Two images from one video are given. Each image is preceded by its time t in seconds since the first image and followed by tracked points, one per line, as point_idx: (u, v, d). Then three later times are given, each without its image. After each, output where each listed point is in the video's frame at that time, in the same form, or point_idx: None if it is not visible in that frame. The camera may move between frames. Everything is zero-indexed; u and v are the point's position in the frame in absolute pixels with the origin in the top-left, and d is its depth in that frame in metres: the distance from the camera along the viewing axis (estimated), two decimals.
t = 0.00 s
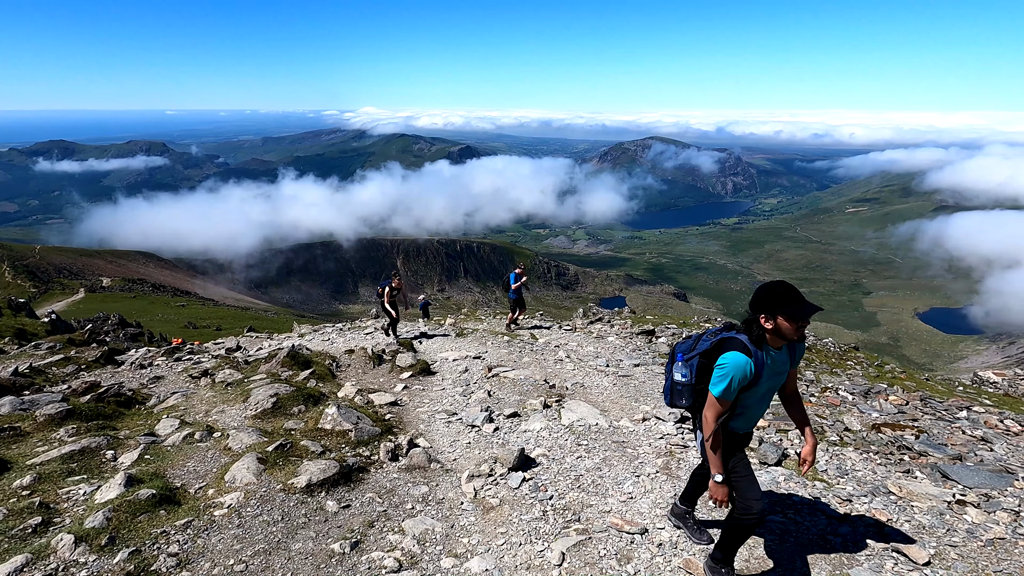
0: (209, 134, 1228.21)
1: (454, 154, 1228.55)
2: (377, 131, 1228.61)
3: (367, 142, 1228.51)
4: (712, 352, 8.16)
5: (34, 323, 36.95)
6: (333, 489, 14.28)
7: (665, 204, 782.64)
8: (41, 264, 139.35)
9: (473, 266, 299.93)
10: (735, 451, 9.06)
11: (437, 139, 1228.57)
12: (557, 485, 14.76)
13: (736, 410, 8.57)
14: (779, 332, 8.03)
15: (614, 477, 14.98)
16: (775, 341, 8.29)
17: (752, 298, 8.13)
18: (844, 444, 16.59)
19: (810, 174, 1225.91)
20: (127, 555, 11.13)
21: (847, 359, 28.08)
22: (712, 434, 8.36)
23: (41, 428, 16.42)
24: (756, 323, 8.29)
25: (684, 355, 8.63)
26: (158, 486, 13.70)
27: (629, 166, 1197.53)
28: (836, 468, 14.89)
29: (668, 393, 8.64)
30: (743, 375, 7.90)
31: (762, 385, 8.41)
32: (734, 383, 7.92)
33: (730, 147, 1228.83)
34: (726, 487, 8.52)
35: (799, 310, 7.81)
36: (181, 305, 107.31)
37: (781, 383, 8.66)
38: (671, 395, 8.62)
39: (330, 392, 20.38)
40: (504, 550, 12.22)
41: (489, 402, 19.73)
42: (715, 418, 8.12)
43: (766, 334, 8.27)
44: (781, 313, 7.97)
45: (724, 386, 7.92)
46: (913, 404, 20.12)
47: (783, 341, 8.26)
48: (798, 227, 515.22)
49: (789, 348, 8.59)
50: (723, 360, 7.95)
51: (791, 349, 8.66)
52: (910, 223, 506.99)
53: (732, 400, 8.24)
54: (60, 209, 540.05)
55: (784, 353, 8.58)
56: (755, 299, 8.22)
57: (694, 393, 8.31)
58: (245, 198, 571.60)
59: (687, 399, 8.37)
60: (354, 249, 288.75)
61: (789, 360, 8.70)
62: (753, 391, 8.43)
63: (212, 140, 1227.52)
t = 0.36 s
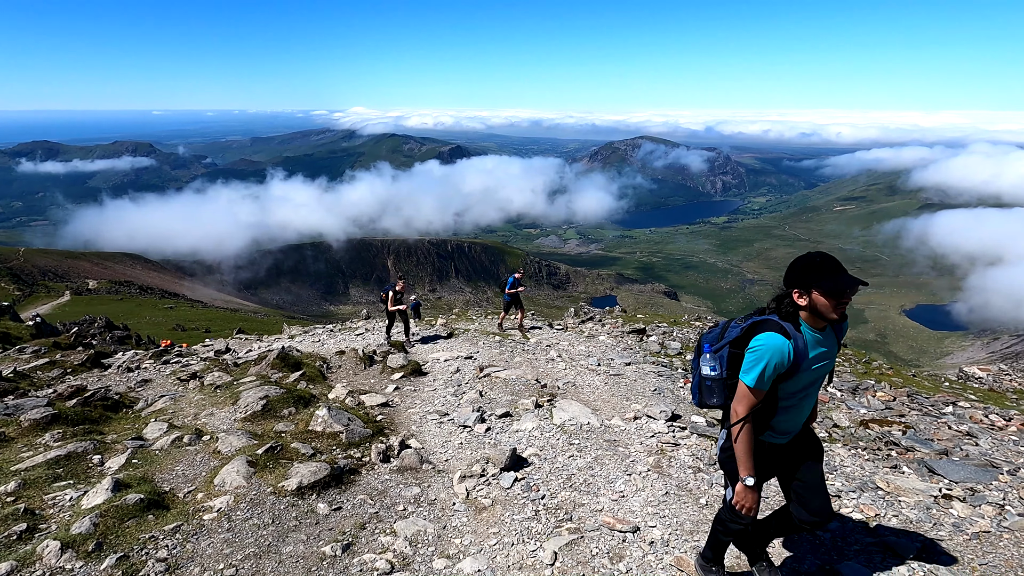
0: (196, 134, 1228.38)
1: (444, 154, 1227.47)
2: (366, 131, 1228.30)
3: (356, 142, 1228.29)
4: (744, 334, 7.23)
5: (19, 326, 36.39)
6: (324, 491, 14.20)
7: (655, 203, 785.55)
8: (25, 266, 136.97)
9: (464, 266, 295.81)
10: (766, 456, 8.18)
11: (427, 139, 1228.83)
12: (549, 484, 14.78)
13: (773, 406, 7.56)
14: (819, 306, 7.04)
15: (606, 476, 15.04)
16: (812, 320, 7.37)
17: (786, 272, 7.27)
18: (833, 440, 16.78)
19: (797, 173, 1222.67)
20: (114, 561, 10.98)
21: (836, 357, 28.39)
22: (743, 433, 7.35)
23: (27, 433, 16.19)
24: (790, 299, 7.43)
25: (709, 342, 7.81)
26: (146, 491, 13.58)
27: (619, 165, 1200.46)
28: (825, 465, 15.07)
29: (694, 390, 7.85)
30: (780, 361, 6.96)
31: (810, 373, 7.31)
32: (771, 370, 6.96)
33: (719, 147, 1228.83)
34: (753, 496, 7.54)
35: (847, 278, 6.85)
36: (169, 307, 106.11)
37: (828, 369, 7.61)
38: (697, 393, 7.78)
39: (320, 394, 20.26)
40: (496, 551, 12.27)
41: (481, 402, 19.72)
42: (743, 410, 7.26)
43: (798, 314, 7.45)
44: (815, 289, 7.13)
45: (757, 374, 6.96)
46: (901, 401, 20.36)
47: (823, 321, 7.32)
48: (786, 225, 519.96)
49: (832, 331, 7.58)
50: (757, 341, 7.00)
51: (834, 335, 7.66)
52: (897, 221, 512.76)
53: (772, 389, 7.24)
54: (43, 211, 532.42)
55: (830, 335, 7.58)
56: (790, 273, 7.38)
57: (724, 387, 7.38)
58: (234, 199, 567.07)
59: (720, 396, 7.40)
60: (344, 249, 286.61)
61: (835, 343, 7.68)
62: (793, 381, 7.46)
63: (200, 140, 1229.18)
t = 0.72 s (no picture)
0: (182, 134, 1228.66)
1: (434, 153, 1227.46)
2: (355, 131, 1228.56)
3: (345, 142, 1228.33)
4: (800, 348, 6.43)
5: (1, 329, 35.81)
6: (313, 493, 14.11)
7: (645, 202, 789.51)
8: (8, 269, 134.68)
9: (454, 266, 292.51)
10: (817, 487, 7.13)
11: (416, 138, 1228.34)
12: (540, 482, 14.79)
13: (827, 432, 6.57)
14: (891, 324, 6.07)
15: (596, 474, 15.13)
16: (879, 341, 6.37)
17: (859, 282, 6.23)
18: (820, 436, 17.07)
19: (785, 172, 1225.70)
20: (99, 566, 10.87)
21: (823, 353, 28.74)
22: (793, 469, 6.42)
23: (9, 438, 15.94)
24: (861, 313, 6.41)
25: (759, 359, 7.04)
26: (132, 495, 13.39)
27: (608, 164, 1201.74)
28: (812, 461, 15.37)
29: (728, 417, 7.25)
30: (846, 380, 6.10)
31: (864, 404, 6.35)
32: (834, 389, 6.11)
33: (707, 146, 1228.49)
34: (800, 530, 6.57)
35: (930, 298, 5.87)
36: (157, 309, 104.76)
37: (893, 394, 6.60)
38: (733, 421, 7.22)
39: (309, 396, 20.14)
40: (486, 550, 12.24)
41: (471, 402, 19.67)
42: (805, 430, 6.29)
43: (864, 330, 6.45)
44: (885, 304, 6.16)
45: (811, 395, 6.08)
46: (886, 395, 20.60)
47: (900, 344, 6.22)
48: (774, 224, 524.18)
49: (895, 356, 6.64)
50: (817, 355, 6.15)
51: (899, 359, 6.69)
52: (882, 219, 519.36)
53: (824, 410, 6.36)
54: (26, 212, 524.44)
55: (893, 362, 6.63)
56: (858, 288, 6.45)
57: (769, 410, 6.63)
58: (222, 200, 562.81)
59: (764, 423, 6.62)
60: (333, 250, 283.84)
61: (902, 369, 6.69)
62: (853, 406, 6.44)
63: (186, 140, 1229.29)
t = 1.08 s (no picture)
0: (164, 134, 1228.51)
1: (420, 151, 1228.26)
2: (340, 129, 1228.45)
3: (330, 140, 1228.38)
4: (859, 336, 5.57)
5: None
6: (299, 493, 14.05)
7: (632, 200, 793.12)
8: None
9: (441, 264, 289.72)
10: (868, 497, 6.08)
11: (403, 137, 1228.86)
12: (527, 479, 14.83)
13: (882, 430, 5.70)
14: (973, 316, 5.18)
15: (582, 470, 15.25)
16: (957, 332, 5.43)
17: (927, 270, 5.37)
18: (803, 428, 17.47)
19: (768, 169, 1228.06)
20: (80, 570, 10.70)
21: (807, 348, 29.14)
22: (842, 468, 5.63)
23: None
24: (932, 301, 5.52)
25: (805, 346, 6.26)
26: (114, 499, 13.19)
27: (594, 162, 1204.06)
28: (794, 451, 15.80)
29: (764, 407, 6.52)
30: (914, 372, 5.20)
31: (930, 400, 5.46)
32: (894, 381, 5.25)
33: (692, 143, 1228.38)
34: (834, 528, 5.86)
35: (1015, 287, 5.01)
36: (139, 311, 103.07)
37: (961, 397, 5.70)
38: (767, 411, 6.48)
39: (294, 396, 20.00)
40: (473, 547, 12.26)
41: (458, 401, 19.66)
42: (853, 431, 5.52)
43: (936, 320, 5.53)
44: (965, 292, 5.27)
45: (874, 385, 5.20)
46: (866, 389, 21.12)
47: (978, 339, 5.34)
48: (759, 221, 530.21)
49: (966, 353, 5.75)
50: (877, 342, 5.32)
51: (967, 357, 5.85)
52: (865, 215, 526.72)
53: (882, 409, 5.51)
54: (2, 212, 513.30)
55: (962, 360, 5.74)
56: (924, 276, 5.58)
57: (816, 402, 5.83)
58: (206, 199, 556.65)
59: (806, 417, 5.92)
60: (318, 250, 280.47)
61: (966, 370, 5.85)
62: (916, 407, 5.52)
63: (167, 139, 1229.07)
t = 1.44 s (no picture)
0: (144, 134, 1228.11)
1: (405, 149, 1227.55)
2: (324, 127, 1227.97)
3: (314, 138, 1227.77)
4: (931, 377, 4.96)
5: None
6: (283, 493, 13.90)
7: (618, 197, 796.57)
8: None
9: (427, 262, 286.00)
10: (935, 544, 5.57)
11: (387, 134, 1228.13)
12: (511, 475, 14.85)
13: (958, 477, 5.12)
14: None
15: (567, 465, 15.28)
16: None
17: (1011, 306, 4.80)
18: (786, 420, 17.81)
19: (751, 166, 1227.09)
20: None
21: (790, 341, 29.47)
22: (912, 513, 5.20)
23: None
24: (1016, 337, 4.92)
25: (860, 375, 5.78)
26: (92, 502, 12.95)
27: (580, 159, 1206.34)
28: (777, 445, 16.14)
29: (815, 446, 6.18)
30: (993, 423, 4.63)
31: (1023, 447, 4.93)
32: (974, 434, 4.68)
33: (677, 140, 1228.73)
34: None
35: None
36: (120, 312, 101.45)
37: None
38: (819, 452, 6.16)
39: (279, 396, 19.80)
40: (459, 543, 12.26)
41: (444, 398, 19.60)
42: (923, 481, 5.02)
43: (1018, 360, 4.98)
44: None
45: (954, 441, 4.67)
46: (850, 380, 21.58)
47: None
48: (743, 216, 535.81)
49: None
50: (953, 389, 4.72)
51: None
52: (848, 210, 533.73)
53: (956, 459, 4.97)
54: None
55: None
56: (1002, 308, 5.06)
57: (876, 442, 5.42)
58: (189, 198, 550.10)
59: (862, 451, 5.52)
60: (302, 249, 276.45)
61: None
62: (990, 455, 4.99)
63: (146, 138, 1229.18)
